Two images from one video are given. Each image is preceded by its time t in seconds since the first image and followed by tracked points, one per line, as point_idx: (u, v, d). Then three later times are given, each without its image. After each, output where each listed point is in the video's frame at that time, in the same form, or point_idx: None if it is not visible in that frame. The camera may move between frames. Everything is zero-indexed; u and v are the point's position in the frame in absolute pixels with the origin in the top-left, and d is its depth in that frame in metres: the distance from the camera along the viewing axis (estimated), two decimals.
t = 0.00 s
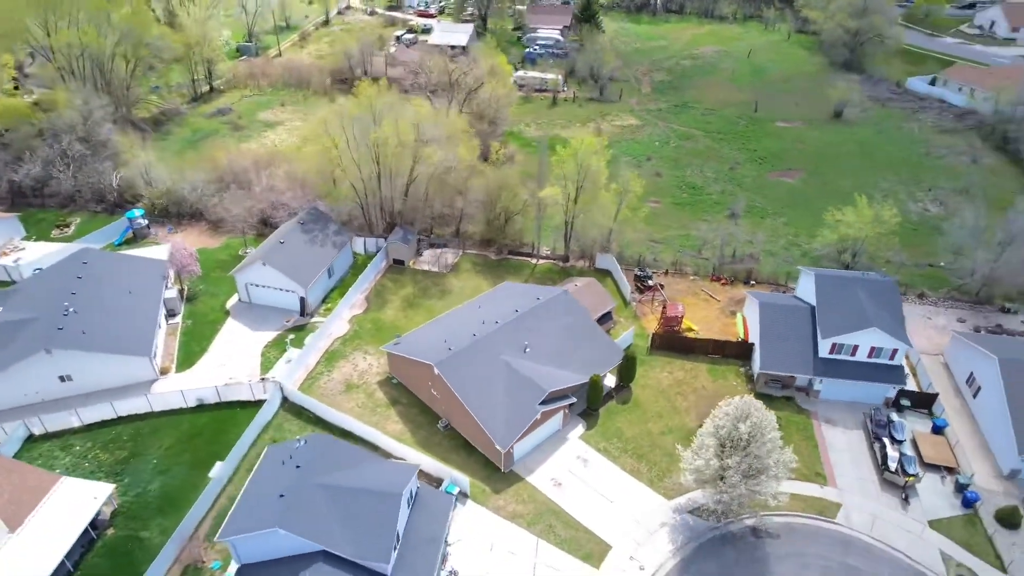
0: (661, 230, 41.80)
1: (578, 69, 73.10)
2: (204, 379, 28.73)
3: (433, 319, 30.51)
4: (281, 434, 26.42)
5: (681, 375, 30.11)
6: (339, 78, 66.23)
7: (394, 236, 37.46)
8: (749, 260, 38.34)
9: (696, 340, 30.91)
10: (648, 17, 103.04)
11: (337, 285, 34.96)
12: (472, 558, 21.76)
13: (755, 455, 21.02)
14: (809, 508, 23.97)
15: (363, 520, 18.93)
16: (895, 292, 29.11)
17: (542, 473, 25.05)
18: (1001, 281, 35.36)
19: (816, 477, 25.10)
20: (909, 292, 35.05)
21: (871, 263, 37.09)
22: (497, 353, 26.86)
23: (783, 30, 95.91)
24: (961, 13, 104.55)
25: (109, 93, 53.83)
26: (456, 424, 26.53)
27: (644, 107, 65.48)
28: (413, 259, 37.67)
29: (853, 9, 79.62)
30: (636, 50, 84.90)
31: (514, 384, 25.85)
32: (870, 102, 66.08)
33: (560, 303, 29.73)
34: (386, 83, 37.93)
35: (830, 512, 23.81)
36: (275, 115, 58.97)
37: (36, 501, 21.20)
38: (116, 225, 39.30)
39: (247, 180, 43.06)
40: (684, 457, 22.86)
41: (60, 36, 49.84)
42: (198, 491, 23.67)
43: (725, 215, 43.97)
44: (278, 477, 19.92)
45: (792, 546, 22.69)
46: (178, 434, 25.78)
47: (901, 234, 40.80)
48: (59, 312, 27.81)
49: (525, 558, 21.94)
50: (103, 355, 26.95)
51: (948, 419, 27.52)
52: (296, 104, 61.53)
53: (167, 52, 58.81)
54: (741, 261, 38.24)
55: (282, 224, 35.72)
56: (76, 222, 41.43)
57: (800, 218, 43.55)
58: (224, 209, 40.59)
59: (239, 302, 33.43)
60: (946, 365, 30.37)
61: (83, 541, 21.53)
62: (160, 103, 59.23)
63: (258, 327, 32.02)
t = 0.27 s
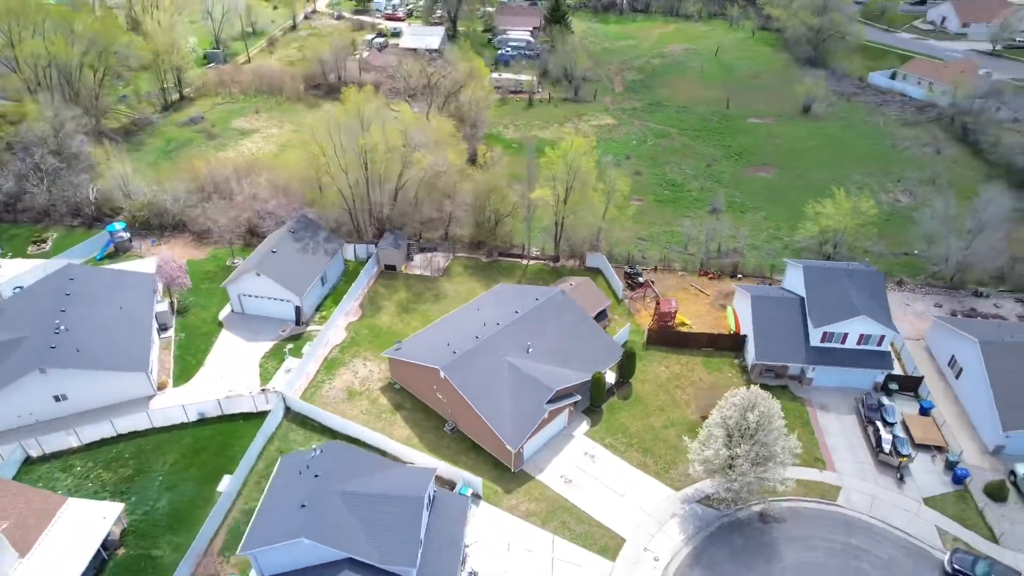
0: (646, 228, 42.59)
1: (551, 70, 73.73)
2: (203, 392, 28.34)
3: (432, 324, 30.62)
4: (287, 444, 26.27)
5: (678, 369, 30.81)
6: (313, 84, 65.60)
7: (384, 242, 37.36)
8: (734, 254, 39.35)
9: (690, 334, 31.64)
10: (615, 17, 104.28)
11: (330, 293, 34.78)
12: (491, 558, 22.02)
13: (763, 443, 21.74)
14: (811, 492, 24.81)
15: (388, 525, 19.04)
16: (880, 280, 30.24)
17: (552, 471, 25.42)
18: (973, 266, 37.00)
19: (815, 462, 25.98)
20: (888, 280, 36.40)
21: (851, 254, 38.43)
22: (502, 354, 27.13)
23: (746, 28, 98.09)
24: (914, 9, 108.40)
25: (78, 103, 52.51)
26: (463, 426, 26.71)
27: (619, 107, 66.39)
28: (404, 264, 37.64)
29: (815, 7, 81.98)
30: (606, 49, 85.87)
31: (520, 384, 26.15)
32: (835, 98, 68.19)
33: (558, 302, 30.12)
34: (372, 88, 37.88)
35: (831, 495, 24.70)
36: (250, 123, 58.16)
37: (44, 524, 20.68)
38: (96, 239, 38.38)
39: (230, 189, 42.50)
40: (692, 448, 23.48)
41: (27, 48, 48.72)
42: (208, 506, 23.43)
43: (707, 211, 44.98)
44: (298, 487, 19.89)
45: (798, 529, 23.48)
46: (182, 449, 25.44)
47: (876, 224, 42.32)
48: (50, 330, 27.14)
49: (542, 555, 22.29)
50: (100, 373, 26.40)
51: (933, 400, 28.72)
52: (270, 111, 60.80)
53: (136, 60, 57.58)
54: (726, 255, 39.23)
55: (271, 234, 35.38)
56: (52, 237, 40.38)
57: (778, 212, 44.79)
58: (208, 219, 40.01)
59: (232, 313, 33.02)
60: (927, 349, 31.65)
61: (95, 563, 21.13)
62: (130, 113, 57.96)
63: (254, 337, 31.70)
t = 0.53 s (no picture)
0: (632, 226, 43.35)
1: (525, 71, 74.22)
2: (203, 406, 27.98)
3: (431, 329, 30.76)
4: (294, 455, 26.15)
5: (674, 364, 31.52)
6: (286, 90, 64.89)
7: (375, 248, 37.30)
8: (719, 250, 40.36)
9: (684, 329, 32.40)
10: (583, 17, 105.36)
11: (324, 301, 34.61)
12: (509, 557, 22.32)
13: (770, 431, 22.50)
14: (811, 476, 25.70)
15: (412, 529, 19.20)
16: (863, 270, 31.46)
17: (561, 469, 25.81)
18: (945, 254, 38.68)
19: (813, 448, 26.90)
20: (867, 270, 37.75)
21: (830, 245, 39.76)
22: (506, 356, 27.44)
23: (711, 28, 100.09)
24: (869, 6, 112.15)
25: (45, 115, 51.09)
26: (470, 429, 26.93)
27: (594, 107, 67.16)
28: (396, 270, 37.61)
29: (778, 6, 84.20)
30: (576, 50, 86.68)
31: (526, 385, 26.51)
32: (801, 94, 70.15)
33: (556, 303, 30.56)
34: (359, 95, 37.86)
35: (831, 478, 25.62)
36: (225, 131, 57.32)
37: (54, 548, 20.16)
38: (77, 255, 37.54)
39: (212, 200, 41.90)
40: (699, 440, 24.15)
41: None
42: (219, 520, 23.23)
43: (689, 208, 45.96)
44: (319, 497, 19.89)
45: (801, 513, 24.32)
46: (188, 465, 25.12)
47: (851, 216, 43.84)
48: (43, 349, 26.49)
49: (559, 552, 22.68)
50: (98, 392, 25.90)
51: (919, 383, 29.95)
52: (245, 119, 60.00)
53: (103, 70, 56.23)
54: (711, 251, 40.22)
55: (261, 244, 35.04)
56: (29, 254, 39.23)
57: (757, 207, 46.02)
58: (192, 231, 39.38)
59: (225, 325, 32.62)
60: (909, 335, 32.96)
61: None
62: (99, 124, 56.56)
63: (250, 349, 31.38)
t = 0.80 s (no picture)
0: (618, 224, 44.06)
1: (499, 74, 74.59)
2: (204, 420, 27.60)
3: (431, 332, 30.88)
4: (303, 465, 26.03)
5: (670, 358, 32.24)
6: (260, 98, 64.00)
7: (367, 254, 37.20)
8: (703, 245, 41.33)
9: (678, 324, 33.15)
10: (551, 19, 106.10)
11: (319, 309, 34.39)
12: (527, 555, 22.66)
13: (775, 419, 23.28)
14: (810, 462, 26.60)
15: (436, 533, 19.37)
16: (848, 261, 32.65)
17: (569, 466, 26.22)
18: (918, 243, 40.31)
19: (810, 434, 27.84)
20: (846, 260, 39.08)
21: (810, 238, 41.05)
22: (510, 357, 27.77)
23: (677, 27, 101.81)
24: (827, 4, 115.67)
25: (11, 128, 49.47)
26: (477, 431, 27.15)
27: (570, 109, 67.83)
28: (388, 275, 37.54)
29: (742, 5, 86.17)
30: (548, 51, 87.29)
31: (531, 385, 26.87)
32: (770, 91, 71.96)
33: (555, 303, 30.98)
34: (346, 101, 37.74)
35: (828, 463, 26.57)
36: (199, 141, 56.32)
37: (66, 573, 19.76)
38: (58, 272, 36.55)
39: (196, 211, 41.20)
40: (704, 431, 24.93)
41: None
42: (232, 534, 23.02)
43: (671, 206, 46.88)
44: (339, 505, 19.91)
45: (804, 497, 25.17)
46: (195, 480, 24.81)
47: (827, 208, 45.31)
48: (37, 368, 25.82)
49: (575, 547, 23.11)
50: (98, 411, 25.35)
51: (903, 368, 31.21)
52: (219, 127, 59.05)
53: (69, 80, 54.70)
54: (697, 247, 41.15)
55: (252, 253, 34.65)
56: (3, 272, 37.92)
57: (737, 203, 47.17)
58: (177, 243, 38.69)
59: (220, 337, 32.23)
60: (891, 322, 34.28)
61: None
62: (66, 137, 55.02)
63: (248, 360, 31.09)
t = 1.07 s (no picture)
0: (604, 223, 44.70)
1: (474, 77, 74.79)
2: (208, 434, 27.27)
3: (431, 337, 31.02)
4: (312, 474, 25.94)
5: (666, 353, 32.93)
6: (233, 106, 62.97)
7: (359, 261, 37.10)
8: (689, 242, 42.24)
9: (671, 319, 33.90)
10: (519, 21, 106.68)
11: (314, 318, 34.20)
12: (545, 553, 23.04)
13: (779, 407, 24.08)
14: (808, 447, 27.52)
15: (461, 534, 19.66)
16: (832, 253, 33.89)
17: (578, 462, 26.66)
18: (893, 233, 41.87)
19: (806, 421, 28.79)
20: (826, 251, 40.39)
21: (791, 231, 42.30)
22: (514, 358, 28.10)
23: (644, 27, 103.32)
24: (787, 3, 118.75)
25: None
26: (484, 432, 27.41)
27: (545, 108, 68.17)
28: (381, 281, 37.47)
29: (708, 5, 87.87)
30: (519, 52, 87.57)
31: (537, 384, 27.24)
32: (739, 89, 73.67)
33: (553, 303, 31.42)
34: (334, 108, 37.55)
35: (826, 447, 27.53)
36: (174, 151, 55.26)
37: None
38: (40, 289, 35.56)
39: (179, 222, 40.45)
40: (709, 422, 25.61)
41: None
42: (247, 547, 22.86)
43: (654, 203, 47.73)
44: (363, 512, 20.05)
45: (805, 482, 26.07)
46: (204, 494, 24.55)
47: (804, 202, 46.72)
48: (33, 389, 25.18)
49: (590, 542, 23.57)
50: (100, 429, 24.86)
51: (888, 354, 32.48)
52: (193, 137, 58.01)
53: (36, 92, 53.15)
54: (683, 244, 42.05)
55: (243, 264, 34.30)
56: None
57: (717, 200, 48.27)
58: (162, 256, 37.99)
59: (215, 350, 31.81)
60: (873, 310, 35.61)
61: None
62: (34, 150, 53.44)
63: (246, 371, 30.78)
